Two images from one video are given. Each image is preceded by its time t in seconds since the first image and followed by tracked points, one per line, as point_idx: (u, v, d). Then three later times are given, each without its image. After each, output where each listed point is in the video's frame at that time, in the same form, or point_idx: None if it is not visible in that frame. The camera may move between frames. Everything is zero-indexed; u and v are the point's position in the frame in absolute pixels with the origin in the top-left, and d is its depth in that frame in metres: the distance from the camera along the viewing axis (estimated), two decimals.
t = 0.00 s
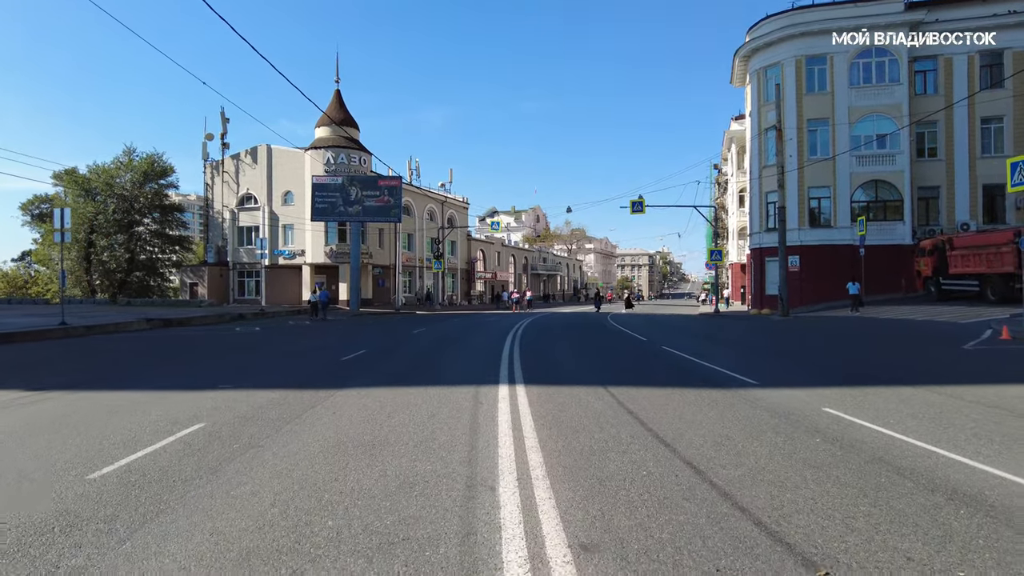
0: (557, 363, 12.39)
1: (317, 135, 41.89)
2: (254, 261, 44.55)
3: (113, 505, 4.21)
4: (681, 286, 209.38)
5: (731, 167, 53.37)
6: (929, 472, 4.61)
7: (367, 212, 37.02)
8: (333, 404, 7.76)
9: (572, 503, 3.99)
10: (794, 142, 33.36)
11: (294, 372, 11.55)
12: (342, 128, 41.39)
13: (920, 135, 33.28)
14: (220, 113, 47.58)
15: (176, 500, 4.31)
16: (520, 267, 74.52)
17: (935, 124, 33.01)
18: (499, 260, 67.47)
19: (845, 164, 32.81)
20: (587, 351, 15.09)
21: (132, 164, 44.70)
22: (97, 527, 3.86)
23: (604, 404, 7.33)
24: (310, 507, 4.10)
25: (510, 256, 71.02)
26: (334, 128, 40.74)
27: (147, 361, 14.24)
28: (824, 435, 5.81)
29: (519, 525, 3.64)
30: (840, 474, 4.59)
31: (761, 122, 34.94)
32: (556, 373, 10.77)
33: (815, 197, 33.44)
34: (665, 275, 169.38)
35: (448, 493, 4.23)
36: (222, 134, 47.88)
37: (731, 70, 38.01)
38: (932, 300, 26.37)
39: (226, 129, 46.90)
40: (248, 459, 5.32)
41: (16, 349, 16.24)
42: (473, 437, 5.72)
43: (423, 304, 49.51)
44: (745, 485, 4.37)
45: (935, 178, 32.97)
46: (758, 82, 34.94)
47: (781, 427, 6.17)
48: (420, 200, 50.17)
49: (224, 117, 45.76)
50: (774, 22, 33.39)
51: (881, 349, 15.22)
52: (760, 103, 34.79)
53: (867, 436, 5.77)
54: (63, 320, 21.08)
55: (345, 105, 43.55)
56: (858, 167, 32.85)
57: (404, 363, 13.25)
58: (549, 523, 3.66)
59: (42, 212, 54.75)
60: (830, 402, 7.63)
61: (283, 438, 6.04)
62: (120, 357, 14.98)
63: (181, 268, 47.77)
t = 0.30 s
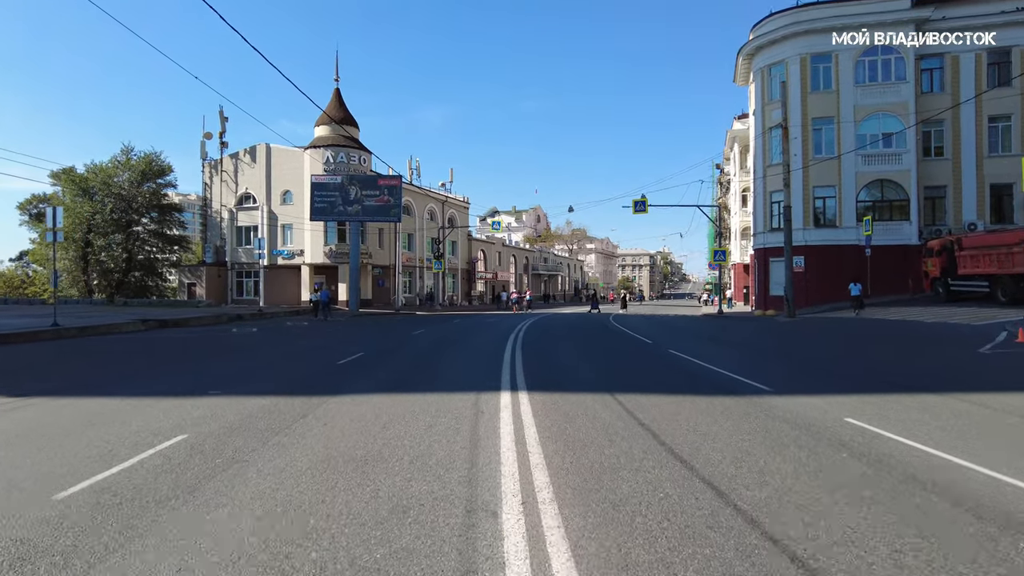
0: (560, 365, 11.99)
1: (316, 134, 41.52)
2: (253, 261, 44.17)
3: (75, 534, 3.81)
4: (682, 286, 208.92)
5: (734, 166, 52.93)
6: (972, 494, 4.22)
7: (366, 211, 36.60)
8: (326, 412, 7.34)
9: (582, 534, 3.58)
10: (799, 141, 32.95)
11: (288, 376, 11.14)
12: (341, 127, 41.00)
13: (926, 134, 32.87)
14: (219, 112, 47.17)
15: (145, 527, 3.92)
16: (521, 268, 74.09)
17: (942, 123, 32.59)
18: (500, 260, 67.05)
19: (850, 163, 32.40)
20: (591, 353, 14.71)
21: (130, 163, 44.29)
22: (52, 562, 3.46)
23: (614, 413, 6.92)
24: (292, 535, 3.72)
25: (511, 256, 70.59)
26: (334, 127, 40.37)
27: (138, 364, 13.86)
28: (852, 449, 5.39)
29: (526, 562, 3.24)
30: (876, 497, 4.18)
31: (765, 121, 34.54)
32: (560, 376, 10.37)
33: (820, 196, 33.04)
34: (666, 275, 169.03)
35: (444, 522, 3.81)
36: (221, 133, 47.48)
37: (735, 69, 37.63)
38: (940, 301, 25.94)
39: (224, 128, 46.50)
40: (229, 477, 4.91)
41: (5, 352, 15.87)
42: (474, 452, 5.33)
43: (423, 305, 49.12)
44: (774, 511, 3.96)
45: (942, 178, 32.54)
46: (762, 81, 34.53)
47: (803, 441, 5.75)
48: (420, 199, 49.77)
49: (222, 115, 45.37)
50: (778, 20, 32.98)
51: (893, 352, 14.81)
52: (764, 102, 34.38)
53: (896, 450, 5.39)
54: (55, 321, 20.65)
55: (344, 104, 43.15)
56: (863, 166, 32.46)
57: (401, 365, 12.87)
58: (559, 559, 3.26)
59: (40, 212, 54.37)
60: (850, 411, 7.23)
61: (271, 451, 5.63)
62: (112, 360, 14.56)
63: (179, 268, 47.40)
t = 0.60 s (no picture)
0: (561, 367, 11.59)
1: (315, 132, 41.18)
2: (250, 260, 43.77)
3: (22, 560, 3.40)
4: (683, 286, 208.44)
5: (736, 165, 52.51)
6: None
7: (365, 210, 36.18)
8: (314, 418, 6.93)
9: (591, 562, 3.19)
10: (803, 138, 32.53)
11: (279, 378, 10.74)
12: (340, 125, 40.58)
13: (932, 132, 32.44)
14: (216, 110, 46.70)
15: (101, 552, 3.50)
16: (521, 267, 73.64)
17: (948, 120, 32.16)
18: (500, 260, 66.60)
19: (855, 161, 31.98)
20: (593, 354, 14.30)
21: (126, 161, 43.76)
22: None
23: (619, 419, 6.51)
24: (266, 563, 3.30)
25: (511, 255, 70.13)
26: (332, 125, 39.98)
27: (127, 365, 13.45)
28: (880, 460, 4.98)
29: None
30: (917, 517, 3.77)
31: (768, 118, 34.14)
32: (561, 379, 9.97)
33: (824, 194, 32.62)
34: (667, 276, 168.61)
35: (436, 547, 3.41)
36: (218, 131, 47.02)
37: (738, 66, 37.21)
38: (948, 301, 25.51)
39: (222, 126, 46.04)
40: (204, 492, 4.50)
41: None
42: (471, 465, 4.92)
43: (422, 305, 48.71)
44: (805, 534, 3.56)
45: (948, 176, 32.11)
46: (765, 78, 34.12)
47: (825, 450, 5.34)
48: (419, 198, 49.34)
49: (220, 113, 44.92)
50: (782, 16, 32.57)
51: (905, 353, 14.38)
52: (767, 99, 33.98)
53: (929, 462, 4.96)
54: (45, 320, 20.23)
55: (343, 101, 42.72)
56: (868, 164, 32.04)
57: (397, 368, 12.43)
58: None
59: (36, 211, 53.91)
60: (872, 417, 6.81)
61: (252, 462, 5.22)
62: (101, 361, 14.17)
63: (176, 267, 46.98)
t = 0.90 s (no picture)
0: (563, 373, 11.20)
1: (313, 132, 40.83)
2: (248, 261, 43.39)
3: None
4: (684, 286, 208.14)
5: (737, 164, 52.09)
6: None
7: (364, 210, 35.78)
8: (303, 430, 6.52)
9: None
10: (806, 137, 32.13)
11: (271, 383, 10.35)
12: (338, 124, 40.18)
13: (938, 130, 32.03)
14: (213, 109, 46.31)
15: None
16: (522, 267, 73.27)
17: (954, 119, 31.75)
18: (500, 260, 66.21)
19: (859, 160, 31.58)
20: (596, 357, 13.92)
21: (123, 161, 43.38)
22: None
23: (627, 430, 6.11)
24: None
25: (511, 256, 69.71)
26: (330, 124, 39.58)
27: (115, 369, 13.07)
28: (914, 479, 4.58)
29: None
30: (967, 551, 3.38)
31: (771, 117, 33.75)
32: (564, 385, 9.58)
33: (828, 194, 32.23)
34: (667, 276, 168.33)
35: None
36: (216, 130, 46.63)
37: (740, 64, 36.81)
38: (955, 302, 25.09)
39: (219, 125, 45.64)
40: (175, 516, 4.09)
41: None
42: (470, 485, 4.51)
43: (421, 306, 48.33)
44: (844, 572, 3.15)
45: (954, 175, 31.71)
46: (768, 76, 33.73)
47: (852, 466, 4.94)
48: (418, 198, 48.93)
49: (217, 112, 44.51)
50: (785, 14, 32.18)
51: (919, 357, 13.95)
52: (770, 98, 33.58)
53: (967, 481, 4.57)
54: (35, 323, 19.80)
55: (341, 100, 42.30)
56: (872, 163, 31.65)
57: (394, 372, 12.05)
58: None
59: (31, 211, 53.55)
60: (896, 427, 6.40)
61: (231, 481, 4.81)
62: (90, 365, 13.77)
63: (173, 267, 46.66)
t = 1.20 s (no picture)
0: (567, 376, 10.81)
1: (313, 130, 40.45)
2: (247, 260, 43.01)
3: None
4: (685, 286, 207.58)
5: (740, 164, 51.65)
6: None
7: (363, 209, 35.40)
8: (291, 438, 6.10)
9: None
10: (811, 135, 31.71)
11: (263, 386, 9.97)
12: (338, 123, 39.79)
13: (945, 128, 31.60)
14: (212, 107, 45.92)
15: None
16: (523, 267, 72.88)
17: (961, 116, 31.31)
18: (501, 260, 65.81)
19: (865, 158, 31.15)
20: (600, 358, 13.51)
21: (121, 160, 43.01)
22: None
23: (639, 438, 5.69)
24: None
25: (511, 255, 69.29)
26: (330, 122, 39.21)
27: (105, 370, 12.69)
28: (957, 495, 4.16)
29: None
30: None
31: (776, 114, 33.34)
32: (568, 389, 9.16)
33: (833, 192, 31.80)
34: (669, 276, 167.82)
35: None
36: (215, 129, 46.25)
37: (744, 61, 36.37)
38: (964, 302, 24.68)
39: (218, 123, 45.26)
40: (145, 537, 3.71)
41: None
42: (470, 502, 4.11)
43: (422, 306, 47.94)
44: None
45: (961, 173, 31.28)
46: (772, 73, 33.31)
47: (885, 479, 4.54)
48: (419, 197, 48.55)
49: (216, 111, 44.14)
50: (790, 10, 31.77)
51: (933, 359, 13.52)
52: (775, 95, 33.16)
53: (1015, 496, 4.17)
54: (26, 322, 19.39)
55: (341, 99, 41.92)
56: (878, 162, 31.22)
57: (393, 374, 11.65)
58: None
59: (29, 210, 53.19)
60: (925, 435, 5.99)
61: (208, 496, 4.40)
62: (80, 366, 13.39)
63: (171, 267, 46.32)
